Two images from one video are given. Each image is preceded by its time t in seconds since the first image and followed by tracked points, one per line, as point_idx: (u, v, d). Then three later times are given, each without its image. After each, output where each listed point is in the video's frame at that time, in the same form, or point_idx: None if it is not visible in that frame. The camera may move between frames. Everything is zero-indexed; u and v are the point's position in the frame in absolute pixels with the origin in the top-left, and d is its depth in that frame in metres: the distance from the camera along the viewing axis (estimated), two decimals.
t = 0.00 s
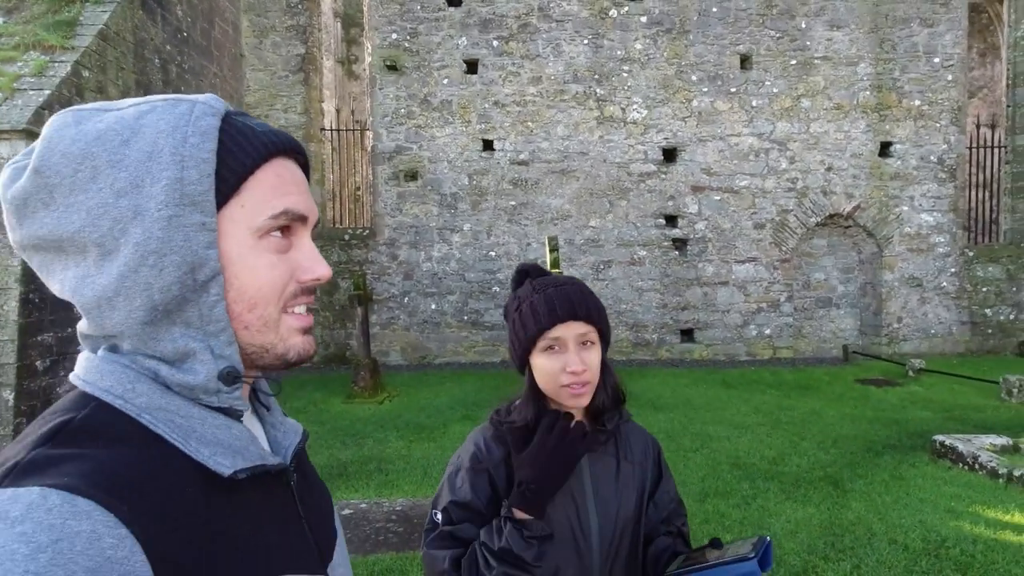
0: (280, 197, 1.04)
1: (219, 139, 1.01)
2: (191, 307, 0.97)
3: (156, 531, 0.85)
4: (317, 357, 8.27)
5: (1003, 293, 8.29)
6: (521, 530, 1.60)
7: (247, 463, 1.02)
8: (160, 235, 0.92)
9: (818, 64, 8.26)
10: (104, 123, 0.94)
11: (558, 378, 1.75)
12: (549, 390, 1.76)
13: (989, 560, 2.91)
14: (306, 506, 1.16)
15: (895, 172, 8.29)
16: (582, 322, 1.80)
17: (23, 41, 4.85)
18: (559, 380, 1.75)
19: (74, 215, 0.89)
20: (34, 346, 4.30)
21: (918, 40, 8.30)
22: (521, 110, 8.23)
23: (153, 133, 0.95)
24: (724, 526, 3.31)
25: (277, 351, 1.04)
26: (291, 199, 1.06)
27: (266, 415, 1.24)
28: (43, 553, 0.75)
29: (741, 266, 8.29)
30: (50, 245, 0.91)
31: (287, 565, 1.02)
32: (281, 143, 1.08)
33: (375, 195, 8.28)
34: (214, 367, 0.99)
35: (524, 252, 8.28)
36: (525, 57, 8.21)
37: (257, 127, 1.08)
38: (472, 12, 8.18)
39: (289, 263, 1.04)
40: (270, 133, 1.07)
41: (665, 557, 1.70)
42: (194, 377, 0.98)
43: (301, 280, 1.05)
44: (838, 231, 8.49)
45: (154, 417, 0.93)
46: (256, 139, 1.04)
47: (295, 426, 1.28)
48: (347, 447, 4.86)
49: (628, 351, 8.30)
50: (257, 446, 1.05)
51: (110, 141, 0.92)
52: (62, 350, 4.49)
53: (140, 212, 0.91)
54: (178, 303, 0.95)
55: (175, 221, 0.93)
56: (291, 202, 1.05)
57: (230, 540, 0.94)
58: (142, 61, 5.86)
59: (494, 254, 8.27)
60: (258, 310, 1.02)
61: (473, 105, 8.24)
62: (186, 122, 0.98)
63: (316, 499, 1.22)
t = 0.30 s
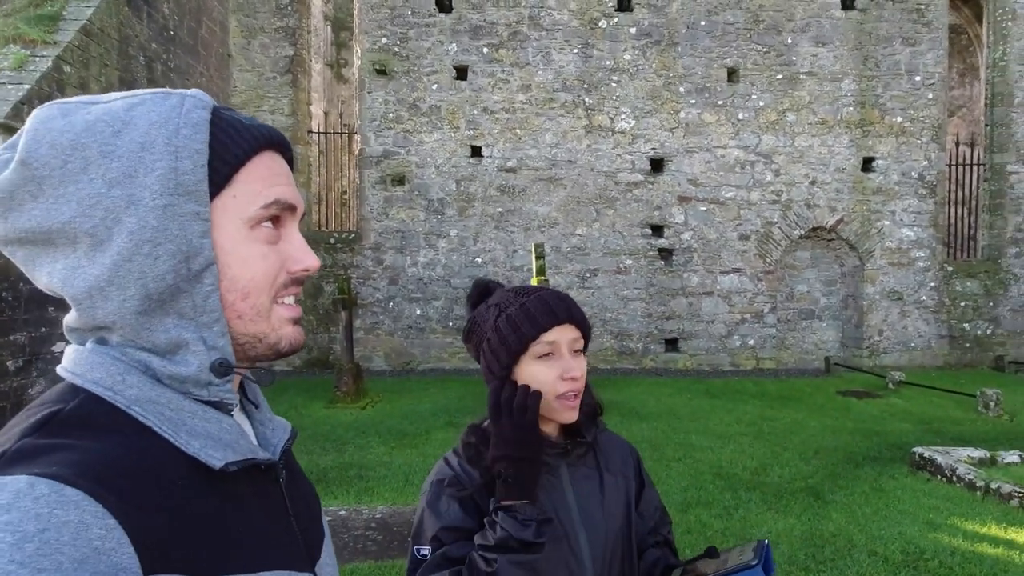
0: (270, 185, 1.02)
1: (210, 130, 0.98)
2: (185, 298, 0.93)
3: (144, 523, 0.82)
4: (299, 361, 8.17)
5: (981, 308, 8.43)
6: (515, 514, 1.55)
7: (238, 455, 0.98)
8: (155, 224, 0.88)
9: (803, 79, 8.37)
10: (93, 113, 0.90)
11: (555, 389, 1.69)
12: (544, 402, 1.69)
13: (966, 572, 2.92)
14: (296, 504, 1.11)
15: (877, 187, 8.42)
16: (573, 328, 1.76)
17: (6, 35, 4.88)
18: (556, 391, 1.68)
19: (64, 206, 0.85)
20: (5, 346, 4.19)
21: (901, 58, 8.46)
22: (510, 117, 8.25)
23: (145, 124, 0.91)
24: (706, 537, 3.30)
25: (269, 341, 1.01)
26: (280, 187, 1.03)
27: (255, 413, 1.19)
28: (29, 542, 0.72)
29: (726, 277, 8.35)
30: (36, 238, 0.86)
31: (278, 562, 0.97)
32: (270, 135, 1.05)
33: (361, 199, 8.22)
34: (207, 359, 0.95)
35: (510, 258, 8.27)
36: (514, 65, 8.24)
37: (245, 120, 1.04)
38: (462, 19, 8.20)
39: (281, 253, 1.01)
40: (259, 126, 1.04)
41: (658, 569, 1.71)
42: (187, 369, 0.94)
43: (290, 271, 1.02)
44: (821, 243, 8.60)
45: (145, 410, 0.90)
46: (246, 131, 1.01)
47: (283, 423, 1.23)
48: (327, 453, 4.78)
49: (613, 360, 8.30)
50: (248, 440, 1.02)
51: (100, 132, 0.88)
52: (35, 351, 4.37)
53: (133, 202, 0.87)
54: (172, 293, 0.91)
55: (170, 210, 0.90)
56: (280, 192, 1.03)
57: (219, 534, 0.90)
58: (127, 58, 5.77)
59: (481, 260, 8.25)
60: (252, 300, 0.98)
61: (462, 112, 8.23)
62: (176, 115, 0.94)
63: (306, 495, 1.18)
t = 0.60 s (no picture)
0: (250, 166, 0.98)
1: (180, 112, 0.94)
2: (162, 287, 0.89)
3: (117, 521, 0.79)
4: (292, 355, 8.12)
5: (974, 308, 8.45)
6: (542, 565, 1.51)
7: (219, 451, 0.93)
8: (128, 209, 0.84)
9: (801, 77, 8.35)
10: (58, 98, 0.86)
11: (532, 382, 1.65)
12: (523, 396, 1.64)
13: (957, 572, 2.92)
14: (279, 504, 1.07)
15: (874, 186, 8.41)
16: (550, 319, 1.74)
17: None
18: (534, 383, 1.64)
19: (29, 193, 0.81)
20: None
21: (898, 57, 8.44)
22: (507, 111, 8.20)
23: (111, 107, 0.87)
24: (698, 534, 3.29)
25: (254, 328, 0.97)
26: (259, 169, 1.00)
27: (237, 408, 1.14)
28: None
29: (721, 274, 8.33)
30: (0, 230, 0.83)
31: (258, 563, 0.93)
32: (244, 117, 1.01)
33: (356, 192, 8.17)
34: (187, 350, 0.91)
35: (505, 254, 8.24)
36: (511, 59, 8.18)
37: (217, 102, 1.00)
38: (459, 12, 8.13)
39: (261, 237, 0.97)
40: (232, 108, 1.00)
41: None
42: (166, 361, 0.90)
43: (271, 255, 0.98)
44: (816, 242, 8.59)
45: (121, 402, 0.86)
46: (218, 113, 0.97)
47: (267, 419, 1.19)
48: (318, 448, 4.75)
49: (607, 356, 8.29)
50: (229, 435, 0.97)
51: (64, 116, 0.84)
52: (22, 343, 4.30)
53: (103, 186, 0.84)
54: (149, 282, 0.88)
55: (142, 195, 0.86)
56: (258, 172, 0.99)
57: (198, 532, 0.87)
58: (118, 47, 5.69)
59: (476, 255, 8.21)
60: (233, 286, 0.94)
61: (458, 105, 8.17)
62: (144, 96, 0.90)
63: (288, 492, 1.13)
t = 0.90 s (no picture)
0: (240, 156, 0.97)
1: (170, 100, 0.92)
2: (155, 278, 0.87)
3: (112, 511, 0.78)
4: (297, 347, 8.15)
5: (984, 304, 8.36)
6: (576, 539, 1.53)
7: (213, 442, 0.92)
8: (119, 199, 0.83)
9: (810, 70, 8.26)
10: (45, 85, 0.84)
11: (522, 384, 1.58)
12: (514, 398, 1.58)
13: (963, 570, 2.89)
14: (275, 497, 1.06)
15: (883, 180, 8.32)
16: (540, 318, 1.68)
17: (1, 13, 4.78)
18: (526, 384, 1.58)
19: (16, 184, 0.79)
20: None
21: (910, 49, 8.32)
22: (513, 104, 8.15)
23: (98, 94, 0.85)
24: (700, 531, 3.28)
25: (250, 318, 0.97)
26: (250, 158, 0.98)
27: (234, 399, 1.14)
28: None
29: (728, 269, 8.28)
30: None
31: (253, 554, 0.93)
32: (235, 104, 0.99)
33: (361, 185, 8.16)
34: (181, 341, 0.90)
35: (510, 247, 8.22)
36: (518, 51, 8.13)
37: (206, 88, 0.98)
38: (466, 4, 8.07)
39: (255, 226, 0.96)
40: (221, 94, 0.98)
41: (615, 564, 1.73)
42: (161, 351, 0.88)
43: (266, 243, 0.98)
44: (824, 237, 8.52)
45: (115, 392, 0.84)
46: (208, 100, 0.95)
47: (264, 411, 1.18)
48: (322, 440, 4.76)
49: (612, 351, 8.27)
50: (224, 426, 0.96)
51: (50, 105, 0.82)
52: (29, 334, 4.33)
53: (93, 175, 0.82)
54: (142, 272, 0.86)
55: (133, 183, 0.84)
56: (250, 160, 0.98)
57: (192, 525, 0.86)
58: (124, 39, 5.69)
59: (481, 248, 8.20)
60: (228, 275, 0.93)
61: (464, 98, 8.14)
62: (132, 83, 0.88)
63: (285, 484, 1.12)
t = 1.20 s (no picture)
0: (250, 154, 0.95)
1: (182, 97, 0.90)
2: (162, 273, 0.85)
3: (114, 502, 0.76)
4: (298, 345, 8.15)
5: (985, 308, 8.34)
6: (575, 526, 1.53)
7: (216, 438, 0.90)
8: (128, 195, 0.81)
9: (813, 71, 8.24)
10: (57, 77, 0.82)
11: (535, 368, 1.55)
12: (528, 383, 1.54)
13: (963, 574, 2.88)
14: (276, 493, 1.03)
15: (885, 183, 8.30)
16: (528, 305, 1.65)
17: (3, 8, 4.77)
18: (539, 367, 1.55)
19: (26, 178, 0.78)
20: None
21: (914, 51, 8.30)
22: (515, 103, 8.14)
23: (110, 89, 0.83)
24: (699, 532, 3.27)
25: (257, 315, 0.94)
26: (259, 155, 0.96)
27: (235, 393, 1.11)
28: None
29: (729, 270, 8.27)
30: None
31: (253, 549, 0.91)
32: (245, 100, 0.97)
33: (363, 183, 8.15)
34: (185, 336, 0.88)
35: (512, 247, 8.21)
36: (521, 50, 8.12)
37: (214, 84, 0.96)
38: (468, 3, 8.06)
39: (264, 223, 0.94)
40: (230, 90, 0.96)
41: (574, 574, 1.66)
42: (164, 345, 0.87)
43: (275, 241, 0.95)
44: (826, 239, 8.50)
45: (117, 385, 0.83)
46: (217, 95, 0.93)
47: (264, 406, 1.15)
48: (322, 439, 4.75)
49: (613, 351, 8.26)
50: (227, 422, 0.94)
51: (61, 97, 0.80)
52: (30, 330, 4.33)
53: (103, 171, 0.80)
54: (149, 268, 0.84)
55: (143, 179, 0.82)
56: (261, 157, 0.96)
57: (197, 521, 0.85)
58: (126, 35, 5.68)
59: (482, 248, 8.19)
60: (237, 272, 0.91)
61: (466, 97, 8.13)
62: (144, 79, 0.86)
63: (286, 481, 1.10)
